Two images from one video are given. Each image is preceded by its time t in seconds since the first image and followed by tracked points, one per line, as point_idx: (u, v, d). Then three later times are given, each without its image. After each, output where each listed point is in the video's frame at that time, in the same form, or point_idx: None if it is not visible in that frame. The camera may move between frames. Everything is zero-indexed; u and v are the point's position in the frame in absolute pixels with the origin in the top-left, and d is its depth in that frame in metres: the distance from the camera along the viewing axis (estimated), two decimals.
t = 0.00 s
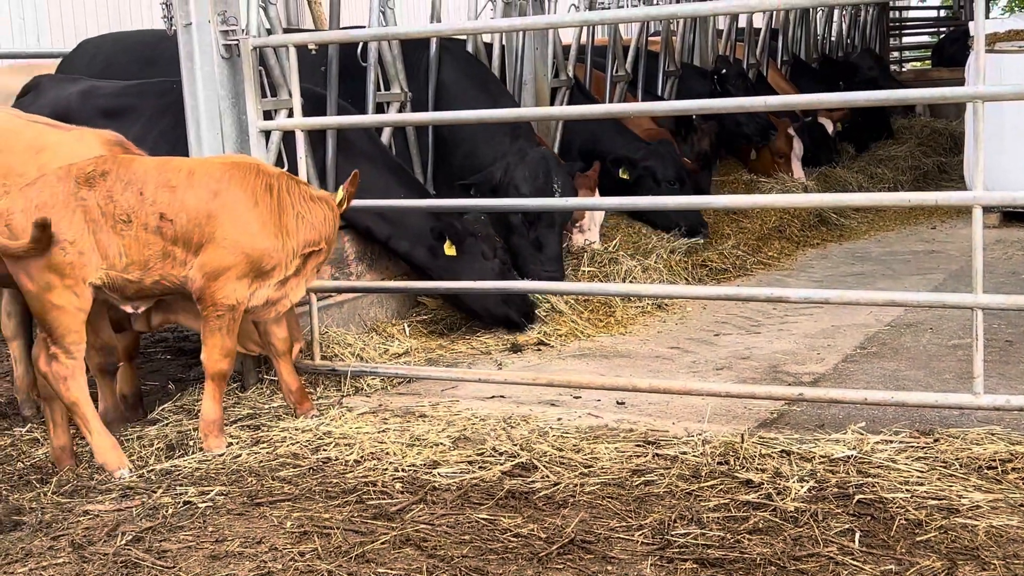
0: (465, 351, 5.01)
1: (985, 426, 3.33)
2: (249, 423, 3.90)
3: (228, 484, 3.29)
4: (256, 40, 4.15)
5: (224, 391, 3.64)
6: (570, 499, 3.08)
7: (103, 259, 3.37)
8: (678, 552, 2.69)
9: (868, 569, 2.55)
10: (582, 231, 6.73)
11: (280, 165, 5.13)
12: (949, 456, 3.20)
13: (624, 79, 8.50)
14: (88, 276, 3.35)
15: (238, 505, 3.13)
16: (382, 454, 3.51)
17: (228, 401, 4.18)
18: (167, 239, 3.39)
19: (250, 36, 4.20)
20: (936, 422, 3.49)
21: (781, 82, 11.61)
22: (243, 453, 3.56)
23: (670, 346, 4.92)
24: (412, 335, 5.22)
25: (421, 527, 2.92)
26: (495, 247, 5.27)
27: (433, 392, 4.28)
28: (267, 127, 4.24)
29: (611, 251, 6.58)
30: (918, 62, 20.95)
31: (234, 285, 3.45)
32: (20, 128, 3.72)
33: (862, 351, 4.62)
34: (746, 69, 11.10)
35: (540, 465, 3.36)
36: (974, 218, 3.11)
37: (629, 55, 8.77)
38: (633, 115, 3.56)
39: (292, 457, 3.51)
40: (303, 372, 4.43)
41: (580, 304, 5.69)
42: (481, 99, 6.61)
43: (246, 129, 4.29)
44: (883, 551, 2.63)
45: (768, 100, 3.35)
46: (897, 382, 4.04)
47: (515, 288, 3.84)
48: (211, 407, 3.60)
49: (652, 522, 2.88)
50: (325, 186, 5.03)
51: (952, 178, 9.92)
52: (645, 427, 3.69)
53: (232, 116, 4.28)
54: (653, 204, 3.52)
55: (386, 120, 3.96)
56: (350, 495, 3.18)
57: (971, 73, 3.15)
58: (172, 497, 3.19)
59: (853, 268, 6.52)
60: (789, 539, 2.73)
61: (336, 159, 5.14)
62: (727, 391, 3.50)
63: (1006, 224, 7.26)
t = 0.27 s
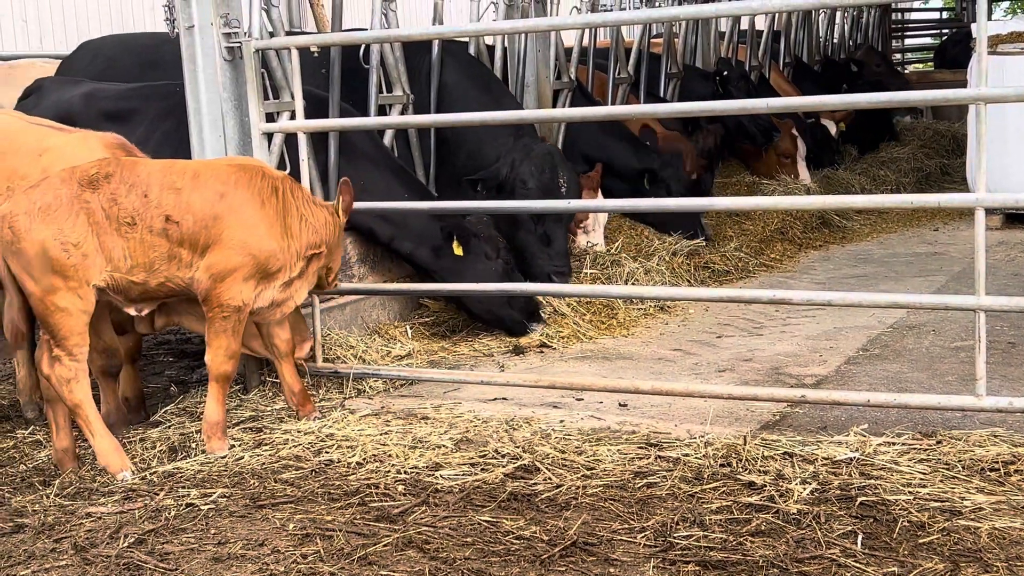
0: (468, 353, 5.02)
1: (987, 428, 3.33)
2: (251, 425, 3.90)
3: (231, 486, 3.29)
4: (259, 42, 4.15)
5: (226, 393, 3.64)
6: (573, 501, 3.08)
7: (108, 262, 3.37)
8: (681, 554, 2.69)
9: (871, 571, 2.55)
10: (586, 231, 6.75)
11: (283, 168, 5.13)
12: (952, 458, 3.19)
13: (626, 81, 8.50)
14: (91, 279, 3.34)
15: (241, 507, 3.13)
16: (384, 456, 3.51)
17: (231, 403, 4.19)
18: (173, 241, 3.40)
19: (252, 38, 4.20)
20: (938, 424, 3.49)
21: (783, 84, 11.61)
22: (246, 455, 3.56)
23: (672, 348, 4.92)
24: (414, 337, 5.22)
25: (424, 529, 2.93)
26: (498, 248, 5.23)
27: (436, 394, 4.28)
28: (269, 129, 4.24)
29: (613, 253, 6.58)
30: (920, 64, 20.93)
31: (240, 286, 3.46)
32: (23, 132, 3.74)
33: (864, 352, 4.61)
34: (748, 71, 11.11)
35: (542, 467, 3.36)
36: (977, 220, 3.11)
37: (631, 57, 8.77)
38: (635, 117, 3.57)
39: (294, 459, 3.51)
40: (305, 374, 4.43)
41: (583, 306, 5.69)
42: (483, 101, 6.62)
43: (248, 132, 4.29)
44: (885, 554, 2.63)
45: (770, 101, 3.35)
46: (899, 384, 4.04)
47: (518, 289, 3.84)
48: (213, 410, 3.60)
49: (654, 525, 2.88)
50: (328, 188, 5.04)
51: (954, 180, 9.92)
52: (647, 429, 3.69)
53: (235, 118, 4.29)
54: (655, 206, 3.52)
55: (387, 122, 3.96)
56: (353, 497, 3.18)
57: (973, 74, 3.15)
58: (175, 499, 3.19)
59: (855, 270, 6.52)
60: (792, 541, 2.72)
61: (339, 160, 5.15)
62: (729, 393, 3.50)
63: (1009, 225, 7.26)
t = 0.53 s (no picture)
0: (470, 355, 5.02)
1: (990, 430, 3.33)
2: (254, 427, 3.90)
3: (233, 489, 3.29)
4: (261, 45, 4.16)
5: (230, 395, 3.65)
6: (575, 503, 3.07)
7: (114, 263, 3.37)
8: (683, 556, 2.68)
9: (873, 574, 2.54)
10: (587, 234, 6.74)
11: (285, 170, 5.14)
12: (954, 460, 3.19)
13: (628, 84, 8.51)
14: (96, 281, 3.34)
15: (243, 510, 3.13)
16: (386, 458, 3.51)
17: (233, 405, 4.19)
18: (180, 243, 3.41)
19: (255, 41, 4.21)
20: (941, 426, 3.49)
21: (785, 86, 11.61)
22: (248, 458, 3.56)
23: (674, 350, 4.92)
24: (416, 339, 5.22)
25: (426, 531, 2.92)
26: (499, 251, 5.26)
27: (438, 396, 4.28)
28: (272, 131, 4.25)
29: (615, 255, 6.58)
30: (923, 65, 20.92)
31: (247, 288, 3.47)
32: (25, 134, 3.74)
33: (866, 354, 4.61)
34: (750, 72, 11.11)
35: (544, 469, 3.35)
36: (979, 223, 3.11)
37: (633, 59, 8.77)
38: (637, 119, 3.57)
39: (296, 462, 3.51)
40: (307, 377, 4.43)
41: (585, 309, 5.69)
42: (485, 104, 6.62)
43: (251, 134, 4.30)
44: (888, 556, 2.63)
45: (772, 104, 3.35)
46: (902, 386, 4.03)
47: (522, 291, 3.83)
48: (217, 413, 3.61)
49: (657, 527, 2.88)
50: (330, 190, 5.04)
51: (956, 182, 9.91)
52: (649, 431, 3.69)
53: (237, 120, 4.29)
54: (657, 208, 3.52)
55: (390, 125, 3.97)
56: (355, 499, 3.18)
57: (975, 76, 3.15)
58: (177, 501, 3.20)
59: (857, 272, 6.51)
60: (794, 543, 2.72)
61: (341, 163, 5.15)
62: (731, 395, 3.50)
63: (1011, 227, 7.25)
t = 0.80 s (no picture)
0: (472, 358, 5.02)
1: (992, 432, 3.33)
2: (256, 430, 3.91)
3: (235, 491, 3.30)
4: (264, 47, 4.16)
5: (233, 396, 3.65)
6: (577, 505, 3.08)
7: (120, 264, 3.37)
8: (685, 559, 2.69)
9: None
10: (591, 235, 6.73)
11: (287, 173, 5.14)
12: (956, 463, 3.19)
13: (631, 86, 8.51)
14: (100, 282, 3.34)
15: (245, 512, 3.13)
16: (388, 461, 3.51)
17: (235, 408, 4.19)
18: (186, 244, 3.41)
19: (257, 43, 4.22)
20: (942, 428, 3.49)
21: (788, 88, 11.61)
22: (250, 460, 3.56)
23: (676, 352, 4.92)
24: (418, 341, 5.23)
25: (428, 534, 2.93)
26: (502, 253, 5.25)
27: (440, 398, 4.29)
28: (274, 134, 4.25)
29: (617, 257, 6.59)
30: (925, 67, 20.94)
31: (252, 291, 3.48)
32: (27, 136, 3.75)
33: (868, 357, 4.61)
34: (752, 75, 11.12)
35: (546, 472, 3.36)
36: (981, 225, 3.10)
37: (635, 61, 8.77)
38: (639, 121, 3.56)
39: (298, 464, 3.52)
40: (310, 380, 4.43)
41: (587, 311, 5.69)
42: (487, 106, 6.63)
43: (252, 136, 4.30)
44: (890, 558, 2.63)
45: (775, 106, 3.34)
46: (904, 389, 4.03)
47: (523, 294, 3.84)
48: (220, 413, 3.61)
49: (659, 529, 2.88)
50: (332, 193, 5.05)
51: (958, 185, 9.91)
52: (651, 433, 3.69)
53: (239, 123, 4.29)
54: (659, 210, 3.52)
55: (391, 127, 3.96)
56: (357, 502, 3.18)
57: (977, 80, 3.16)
58: (179, 503, 3.20)
59: (859, 275, 6.51)
60: (797, 546, 2.72)
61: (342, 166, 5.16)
62: (733, 397, 3.50)
63: (1013, 230, 7.24)
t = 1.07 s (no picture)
0: (473, 360, 5.02)
1: (994, 435, 3.32)
2: (257, 433, 3.90)
3: (236, 494, 3.30)
4: (265, 49, 4.20)
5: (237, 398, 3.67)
6: (578, 508, 3.08)
7: (128, 264, 3.37)
8: (686, 562, 2.69)
9: None
10: (592, 240, 6.69)
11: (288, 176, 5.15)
12: (958, 466, 3.18)
13: (633, 89, 8.52)
14: (106, 283, 3.34)
15: (246, 515, 3.13)
16: (389, 464, 3.51)
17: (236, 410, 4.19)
18: (196, 245, 3.44)
19: (259, 46, 4.23)
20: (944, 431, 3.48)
21: (789, 91, 11.61)
22: (252, 463, 3.56)
23: (677, 355, 4.92)
24: (419, 344, 5.23)
25: (429, 536, 2.92)
26: (503, 258, 5.24)
27: (441, 401, 4.29)
28: (275, 136, 4.26)
29: (618, 260, 6.59)
30: (927, 70, 20.94)
31: (261, 294, 3.53)
32: (28, 139, 3.76)
33: (870, 360, 4.61)
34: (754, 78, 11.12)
35: (547, 474, 3.35)
36: (983, 228, 3.10)
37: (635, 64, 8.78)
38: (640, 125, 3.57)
39: (299, 467, 3.52)
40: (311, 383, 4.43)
41: (588, 314, 5.69)
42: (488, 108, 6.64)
43: (254, 139, 4.31)
44: (891, 562, 2.63)
45: (776, 109, 3.35)
46: (906, 392, 4.03)
47: (525, 297, 3.84)
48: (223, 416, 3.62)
49: (660, 532, 2.87)
50: (333, 196, 5.06)
51: (960, 188, 9.91)
52: (653, 436, 3.69)
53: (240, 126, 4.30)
54: (660, 213, 3.53)
55: (392, 130, 3.97)
56: (358, 504, 3.18)
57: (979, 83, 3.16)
58: (180, 506, 3.20)
59: (861, 277, 6.51)
60: (799, 549, 2.72)
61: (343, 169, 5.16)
62: (734, 400, 3.50)
63: (1015, 233, 7.24)
